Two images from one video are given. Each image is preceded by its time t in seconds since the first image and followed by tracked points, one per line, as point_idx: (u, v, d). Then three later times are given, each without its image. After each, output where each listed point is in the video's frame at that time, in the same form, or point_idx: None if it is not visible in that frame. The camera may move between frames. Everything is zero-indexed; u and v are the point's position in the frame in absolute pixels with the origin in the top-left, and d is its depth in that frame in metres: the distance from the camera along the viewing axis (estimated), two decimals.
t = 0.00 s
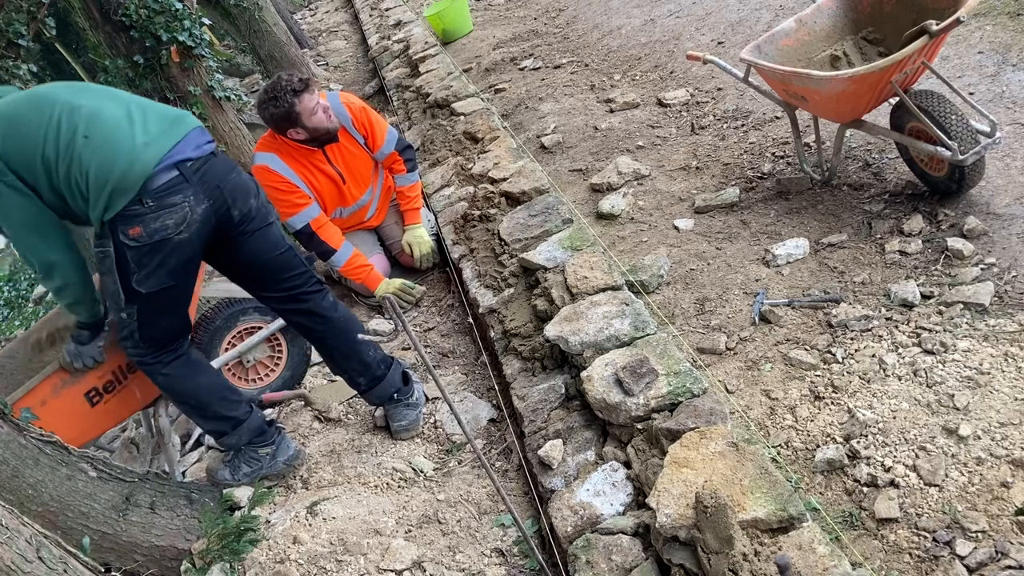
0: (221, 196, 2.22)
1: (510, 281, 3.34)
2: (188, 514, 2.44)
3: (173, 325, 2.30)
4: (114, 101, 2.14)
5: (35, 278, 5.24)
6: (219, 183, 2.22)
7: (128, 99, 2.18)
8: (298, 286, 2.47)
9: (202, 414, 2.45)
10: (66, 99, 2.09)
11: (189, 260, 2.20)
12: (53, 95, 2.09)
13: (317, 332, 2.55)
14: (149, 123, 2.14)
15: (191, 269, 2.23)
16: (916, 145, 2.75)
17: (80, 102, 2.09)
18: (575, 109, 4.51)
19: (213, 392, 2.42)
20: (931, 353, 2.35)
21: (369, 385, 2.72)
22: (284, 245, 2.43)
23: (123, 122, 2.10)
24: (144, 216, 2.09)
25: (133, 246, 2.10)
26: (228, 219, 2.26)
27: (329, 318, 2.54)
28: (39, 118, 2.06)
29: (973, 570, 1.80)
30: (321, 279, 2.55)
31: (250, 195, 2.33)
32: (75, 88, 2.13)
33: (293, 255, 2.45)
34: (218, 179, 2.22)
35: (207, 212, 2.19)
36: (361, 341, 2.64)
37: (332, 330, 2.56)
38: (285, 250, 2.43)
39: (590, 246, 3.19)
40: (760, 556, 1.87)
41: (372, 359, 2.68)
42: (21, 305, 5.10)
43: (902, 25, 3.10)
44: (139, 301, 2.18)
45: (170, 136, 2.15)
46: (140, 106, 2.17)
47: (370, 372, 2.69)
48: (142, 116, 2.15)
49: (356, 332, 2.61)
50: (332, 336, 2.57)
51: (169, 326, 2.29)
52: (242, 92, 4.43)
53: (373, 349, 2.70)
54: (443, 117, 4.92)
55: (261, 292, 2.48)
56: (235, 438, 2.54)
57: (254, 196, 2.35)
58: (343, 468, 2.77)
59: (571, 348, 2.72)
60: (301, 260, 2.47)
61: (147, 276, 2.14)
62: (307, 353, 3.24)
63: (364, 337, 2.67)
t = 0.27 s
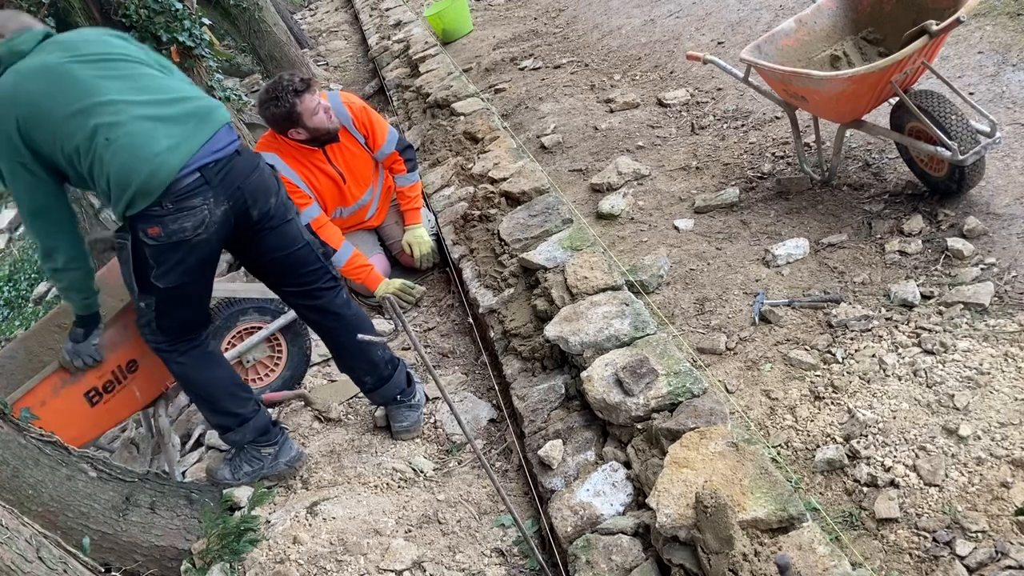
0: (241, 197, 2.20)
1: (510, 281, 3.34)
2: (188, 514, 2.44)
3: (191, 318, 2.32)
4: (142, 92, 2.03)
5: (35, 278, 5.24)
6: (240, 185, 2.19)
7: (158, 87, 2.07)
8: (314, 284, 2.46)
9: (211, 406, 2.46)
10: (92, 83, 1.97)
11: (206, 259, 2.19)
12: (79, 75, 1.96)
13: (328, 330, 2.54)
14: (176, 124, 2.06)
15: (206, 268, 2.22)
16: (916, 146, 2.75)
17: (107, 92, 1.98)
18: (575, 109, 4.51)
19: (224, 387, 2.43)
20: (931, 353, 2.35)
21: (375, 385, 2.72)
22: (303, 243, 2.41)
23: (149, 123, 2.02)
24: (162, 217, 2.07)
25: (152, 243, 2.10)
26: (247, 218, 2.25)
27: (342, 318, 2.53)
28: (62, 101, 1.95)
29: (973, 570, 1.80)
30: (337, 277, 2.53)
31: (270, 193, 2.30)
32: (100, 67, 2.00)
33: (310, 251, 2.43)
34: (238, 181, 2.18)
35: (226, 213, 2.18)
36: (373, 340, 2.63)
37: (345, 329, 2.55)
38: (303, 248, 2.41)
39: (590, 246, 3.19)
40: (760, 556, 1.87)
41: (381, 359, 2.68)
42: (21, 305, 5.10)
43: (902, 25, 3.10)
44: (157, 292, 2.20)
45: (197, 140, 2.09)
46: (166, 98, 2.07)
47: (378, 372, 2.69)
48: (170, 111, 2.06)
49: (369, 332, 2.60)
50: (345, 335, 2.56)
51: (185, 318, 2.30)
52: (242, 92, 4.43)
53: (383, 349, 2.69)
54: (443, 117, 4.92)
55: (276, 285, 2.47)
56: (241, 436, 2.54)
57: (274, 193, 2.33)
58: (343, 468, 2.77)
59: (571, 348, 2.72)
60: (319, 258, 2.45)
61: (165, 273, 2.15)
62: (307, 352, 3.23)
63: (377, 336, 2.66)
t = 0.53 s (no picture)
0: (241, 204, 2.18)
1: (510, 281, 3.34)
2: (188, 514, 2.44)
3: (189, 315, 2.33)
4: (161, 87, 2.02)
5: (35, 279, 5.24)
6: (241, 193, 2.17)
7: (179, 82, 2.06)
8: (319, 288, 2.44)
9: (208, 401, 2.46)
10: (115, 66, 1.96)
11: (202, 261, 2.19)
12: (103, 55, 1.94)
13: (331, 333, 2.53)
14: (187, 126, 2.05)
15: (203, 270, 2.22)
16: (916, 145, 2.75)
17: (125, 80, 1.97)
18: (575, 109, 4.51)
19: (222, 380, 2.43)
20: (931, 353, 2.35)
21: (378, 387, 2.71)
22: (309, 249, 2.39)
23: (161, 120, 2.01)
24: (159, 217, 2.08)
25: (148, 241, 2.12)
26: (248, 223, 2.23)
27: (346, 322, 2.51)
28: (79, 79, 1.94)
29: (973, 570, 1.80)
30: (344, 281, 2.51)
31: (275, 200, 2.28)
32: (125, 51, 1.97)
33: (316, 256, 2.40)
34: (240, 189, 2.16)
35: (224, 220, 2.17)
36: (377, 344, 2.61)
37: (349, 332, 2.53)
38: (309, 253, 2.39)
39: (590, 246, 3.19)
40: (760, 556, 1.87)
41: (384, 363, 2.67)
42: (21, 306, 5.10)
43: (902, 25, 3.10)
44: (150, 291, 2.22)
45: (205, 145, 2.08)
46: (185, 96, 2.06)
47: (381, 375, 2.68)
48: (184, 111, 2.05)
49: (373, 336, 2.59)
50: (349, 338, 2.55)
51: (179, 315, 2.31)
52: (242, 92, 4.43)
53: (388, 352, 2.68)
54: (443, 117, 4.92)
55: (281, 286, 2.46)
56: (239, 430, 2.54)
57: (280, 199, 2.30)
58: (343, 468, 2.77)
59: (571, 348, 2.72)
60: (325, 263, 2.43)
61: (159, 271, 2.16)
62: (308, 352, 3.23)
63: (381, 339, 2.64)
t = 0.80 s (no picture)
0: (232, 215, 2.15)
1: (510, 281, 3.34)
2: (188, 514, 2.44)
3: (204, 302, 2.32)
4: (158, 96, 1.97)
5: (35, 279, 5.24)
6: (231, 204, 2.13)
7: (178, 93, 2.00)
8: (318, 293, 2.44)
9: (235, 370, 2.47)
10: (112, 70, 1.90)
11: (195, 268, 2.18)
12: (103, 56, 1.88)
13: (331, 335, 2.54)
14: (181, 139, 2.02)
15: (198, 277, 2.21)
16: (916, 145, 2.75)
17: (123, 85, 1.92)
18: (575, 109, 4.51)
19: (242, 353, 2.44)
20: (931, 353, 2.35)
21: (378, 389, 2.73)
22: (307, 255, 2.37)
23: (154, 132, 1.98)
24: (150, 224, 2.07)
25: (141, 246, 2.12)
26: (242, 233, 2.21)
27: (345, 326, 2.52)
28: (76, 77, 1.91)
29: (973, 570, 1.81)
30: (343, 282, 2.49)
31: (270, 209, 2.24)
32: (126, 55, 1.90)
33: (314, 261, 2.38)
34: (230, 202, 2.13)
35: (215, 230, 2.14)
36: (377, 345, 2.62)
37: (348, 335, 2.54)
38: (307, 259, 2.37)
39: (590, 246, 3.20)
40: (760, 556, 1.87)
41: (383, 366, 2.68)
42: (20, 306, 5.10)
43: (902, 25, 3.10)
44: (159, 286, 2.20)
45: (196, 162, 2.04)
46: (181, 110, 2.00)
47: (380, 377, 2.70)
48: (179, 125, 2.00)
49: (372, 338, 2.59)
50: (348, 341, 2.55)
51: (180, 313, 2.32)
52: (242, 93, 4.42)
53: (387, 353, 2.69)
54: (443, 117, 4.92)
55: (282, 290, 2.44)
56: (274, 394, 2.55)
57: (276, 207, 2.27)
58: (343, 468, 2.77)
59: (571, 348, 2.72)
60: (324, 268, 2.42)
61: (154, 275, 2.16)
62: (307, 352, 3.22)
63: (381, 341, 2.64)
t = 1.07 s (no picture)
0: (214, 242, 2.00)
1: (510, 281, 3.34)
2: (188, 514, 2.43)
3: (247, 325, 2.23)
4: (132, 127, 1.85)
5: (35, 279, 5.24)
6: (213, 230, 1.99)
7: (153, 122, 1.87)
8: (319, 305, 2.33)
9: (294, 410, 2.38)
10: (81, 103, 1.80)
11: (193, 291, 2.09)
12: (66, 92, 1.78)
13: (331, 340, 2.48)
14: (156, 171, 1.91)
15: (219, 297, 2.14)
16: (916, 146, 2.75)
17: (91, 120, 1.82)
18: (575, 109, 4.51)
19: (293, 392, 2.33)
20: (931, 353, 2.35)
21: (378, 391, 2.72)
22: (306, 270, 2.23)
23: (130, 164, 1.89)
24: (139, 246, 2.02)
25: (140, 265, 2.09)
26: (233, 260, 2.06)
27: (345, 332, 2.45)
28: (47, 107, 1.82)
29: (973, 570, 1.81)
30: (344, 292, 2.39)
31: (260, 231, 2.07)
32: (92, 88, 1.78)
33: (314, 275, 2.25)
34: (212, 230, 1.98)
35: (199, 254, 2.01)
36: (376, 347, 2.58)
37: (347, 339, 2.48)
38: (307, 276, 2.24)
39: (590, 246, 3.20)
40: (760, 556, 1.87)
41: (383, 370, 2.66)
42: (20, 306, 5.11)
43: (902, 25, 3.10)
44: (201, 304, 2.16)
45: (173, 195, 1.93)
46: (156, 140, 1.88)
47: (381, 381, 2.68)
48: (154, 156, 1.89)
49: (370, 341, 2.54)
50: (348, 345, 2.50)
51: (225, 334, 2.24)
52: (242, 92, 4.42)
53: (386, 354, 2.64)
54: (443, 117, 4.92)
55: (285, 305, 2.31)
56: (353, 431, 2.41)
57: (267, 228, 2.09)
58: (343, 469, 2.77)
59: (571, 348, 2.72)
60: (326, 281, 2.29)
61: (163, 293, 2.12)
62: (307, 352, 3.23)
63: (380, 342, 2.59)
